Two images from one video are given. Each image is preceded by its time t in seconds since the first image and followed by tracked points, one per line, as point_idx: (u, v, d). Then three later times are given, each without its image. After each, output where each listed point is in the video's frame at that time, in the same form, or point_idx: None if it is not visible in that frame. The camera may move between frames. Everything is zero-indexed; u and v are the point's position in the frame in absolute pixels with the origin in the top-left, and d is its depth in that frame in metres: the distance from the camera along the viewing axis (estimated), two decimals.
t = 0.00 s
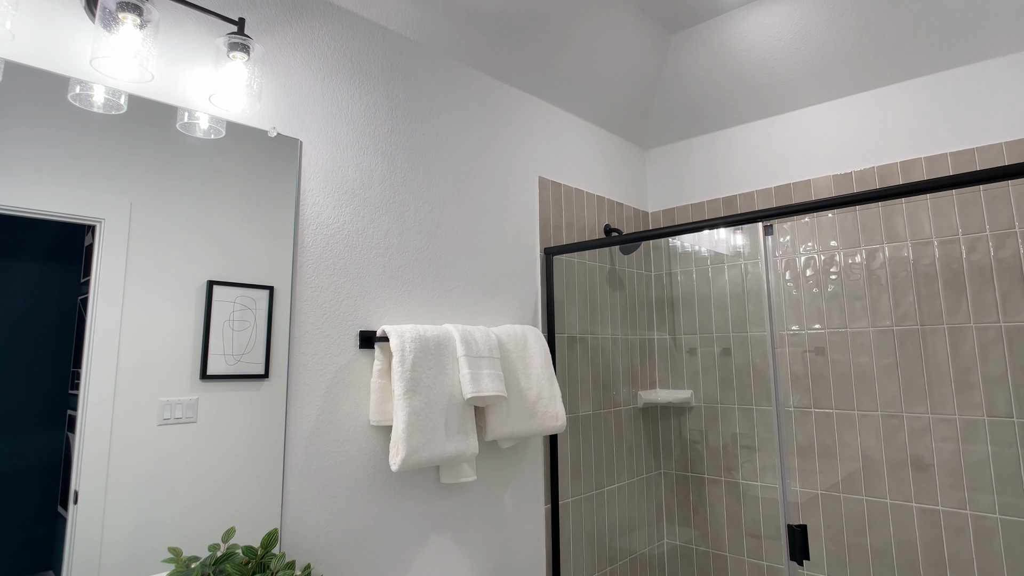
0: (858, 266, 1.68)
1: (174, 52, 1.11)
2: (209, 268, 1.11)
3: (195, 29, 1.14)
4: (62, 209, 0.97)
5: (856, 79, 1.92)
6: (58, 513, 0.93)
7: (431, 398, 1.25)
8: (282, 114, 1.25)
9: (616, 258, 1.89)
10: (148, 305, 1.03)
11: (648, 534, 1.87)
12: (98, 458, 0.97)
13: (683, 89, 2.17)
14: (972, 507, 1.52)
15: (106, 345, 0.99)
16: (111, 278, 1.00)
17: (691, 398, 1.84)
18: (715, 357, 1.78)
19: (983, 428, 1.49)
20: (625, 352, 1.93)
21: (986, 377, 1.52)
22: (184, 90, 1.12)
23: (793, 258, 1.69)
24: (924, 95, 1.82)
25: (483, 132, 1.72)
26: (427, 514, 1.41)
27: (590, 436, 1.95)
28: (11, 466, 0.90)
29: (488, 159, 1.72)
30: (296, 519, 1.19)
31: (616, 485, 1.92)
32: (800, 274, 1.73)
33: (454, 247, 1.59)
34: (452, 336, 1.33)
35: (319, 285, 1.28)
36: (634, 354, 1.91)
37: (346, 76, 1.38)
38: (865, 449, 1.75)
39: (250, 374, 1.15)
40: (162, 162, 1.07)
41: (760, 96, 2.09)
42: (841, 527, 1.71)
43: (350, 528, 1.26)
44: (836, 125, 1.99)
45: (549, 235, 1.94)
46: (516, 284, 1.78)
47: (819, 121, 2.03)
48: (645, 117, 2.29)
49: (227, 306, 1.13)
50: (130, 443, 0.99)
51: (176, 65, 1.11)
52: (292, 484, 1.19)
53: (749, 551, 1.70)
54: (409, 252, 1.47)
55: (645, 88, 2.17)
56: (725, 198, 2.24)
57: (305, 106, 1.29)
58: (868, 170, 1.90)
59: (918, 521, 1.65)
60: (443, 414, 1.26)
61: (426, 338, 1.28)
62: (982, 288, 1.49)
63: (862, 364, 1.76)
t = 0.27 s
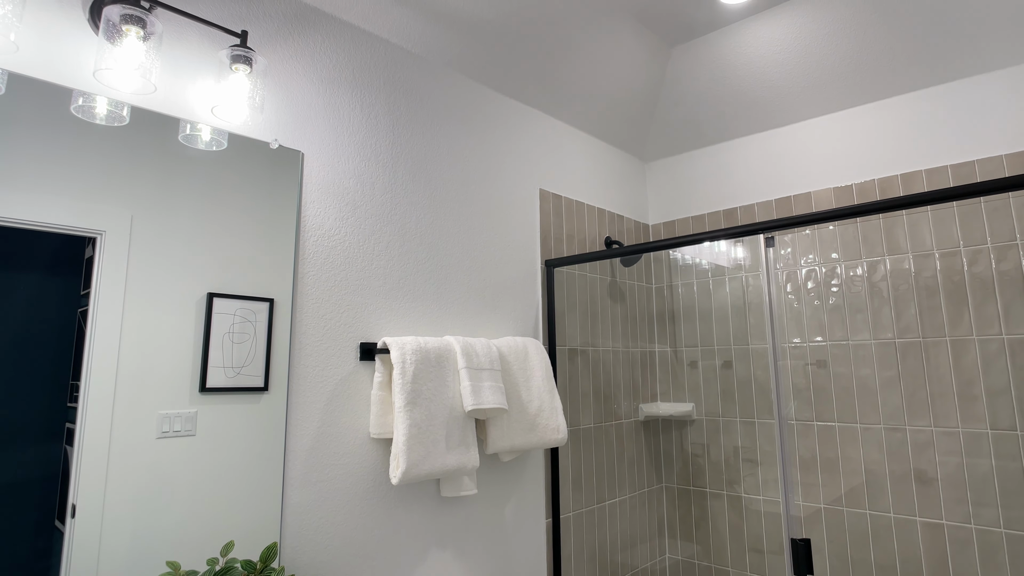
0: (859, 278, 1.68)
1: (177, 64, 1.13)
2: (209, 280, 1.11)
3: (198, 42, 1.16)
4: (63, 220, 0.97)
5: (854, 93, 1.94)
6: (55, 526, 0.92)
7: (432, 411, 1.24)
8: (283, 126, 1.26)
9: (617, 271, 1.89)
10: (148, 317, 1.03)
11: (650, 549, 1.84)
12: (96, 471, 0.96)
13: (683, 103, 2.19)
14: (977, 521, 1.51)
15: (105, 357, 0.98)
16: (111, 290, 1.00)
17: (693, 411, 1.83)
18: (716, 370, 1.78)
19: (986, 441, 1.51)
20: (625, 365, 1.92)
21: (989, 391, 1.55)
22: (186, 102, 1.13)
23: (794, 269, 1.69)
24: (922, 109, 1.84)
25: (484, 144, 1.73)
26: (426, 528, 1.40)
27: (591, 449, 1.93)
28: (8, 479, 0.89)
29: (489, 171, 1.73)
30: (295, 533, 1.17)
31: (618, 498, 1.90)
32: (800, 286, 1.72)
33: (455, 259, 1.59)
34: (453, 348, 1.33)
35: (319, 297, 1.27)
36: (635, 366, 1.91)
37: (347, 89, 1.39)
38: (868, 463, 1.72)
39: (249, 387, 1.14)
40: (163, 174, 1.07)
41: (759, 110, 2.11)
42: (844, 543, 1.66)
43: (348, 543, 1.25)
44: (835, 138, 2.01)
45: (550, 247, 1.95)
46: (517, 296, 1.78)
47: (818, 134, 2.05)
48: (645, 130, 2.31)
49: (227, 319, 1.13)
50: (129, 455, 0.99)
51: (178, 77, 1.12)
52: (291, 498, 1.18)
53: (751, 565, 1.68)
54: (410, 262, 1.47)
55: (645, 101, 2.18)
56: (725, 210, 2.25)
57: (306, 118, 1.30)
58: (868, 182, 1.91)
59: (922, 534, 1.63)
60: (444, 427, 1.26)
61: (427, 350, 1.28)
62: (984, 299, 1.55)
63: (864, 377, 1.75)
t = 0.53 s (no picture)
0: (859, 283, 1.68)
1: (178, 70, 1.13)
2: (209, 286, 1.11)
3: (199, 47, 1.16)
4: (64, 227, 0.97)
5: (853, 100, 1.95)
6: (53, 534, 0.92)
7: (432, 417, 1.24)
8: (285, 132, 1.27)
9: (617, 277, 1.87)
10: (148, 323, 1.03)
11: (650, 557, 1.86)
12: (95, 479, 0.95)
13: (682, 110, 2.20)
14: (979, 528, 1.51)
15: (104, 364, 0.98)
16: (111, 297, 1.00)
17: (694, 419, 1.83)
18: (717, 377, 1.78)
19: (989, 449, 1.50)
20: (626, 372, 1.91)
21: (991, 399, 1.53)
22: (187, 108, 1.14)
23: (796, 278, 1.70)
24: (921, 116, 1.85)
25: (484, 151, 1.73)
26: (426, 535, 1.39)
27: (592, 456, 1.92)
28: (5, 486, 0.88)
29: (489, 178, 1.73)
30: (294, 540, 1.17)
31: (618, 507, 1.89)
32: (803, 292, 1.72)
33: (456, 265, 1.59)
34: (454, 354, 1.33)
35: (319, 302, 1.27)
36: (636, 373, 1.90)
37: (348, 95, 1.40)
38: (870, 469, 1.72)
39: (249, 394, 1.14)
40: (163, 182, 1.08)
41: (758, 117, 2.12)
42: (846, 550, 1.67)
43: (348, 550, 1.24)
44: (834, 146, 2.02)
45: (550, 253, 1.95)
46: (518, 302, 1.78)
47: (818, 141, 2.06)
48: (645, 137, 2.32)
49: (227, 325, 1.12)
50: (127, 464, 0.98)
51: (179, 82, 1.13)
52: (291, 505, 1.17)
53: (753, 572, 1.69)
54: (412, 268, 1.47)
55: (645, 108, 2.19)
56: (725, 217, 2.26)
57: (308, 124, 1.31)
58: (869, 189, 1.92)
59: (925, 541, 1.61)
60: (445, 433, 1.25)
61: (428, 357, 1.28)
62: (985, 307, 1.56)
63: (866, 384, 1.75)
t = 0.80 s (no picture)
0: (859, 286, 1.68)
1: (179, 69, 1.13)
2: (209, 287, 1.11)
3: (200, 45, 1.16)
4: (64, 227, 0.97)
5: (852, 102, 1.96)
6: (52, 535, 0.91)
7: (433, 416, 1.23)
8: (286, 131, 1.27)
9: (617, 278, 1.87)
10: (147, 324, 1.03)
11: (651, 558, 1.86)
12: (94, 480, 0.95)
13: (683, 111, 2.21)
14: (980, 529, 1.50)
15: (104, 364, 0.98)
16: (110, 297, 1.00)
17: (694, 420, 1.82)
18: (717, 380, 1.78)
19: (989, 449, 1.50)
20: (626, 372, 1.91)
21: (992, 398, 1.52)
22: (188, 107, 1.14)
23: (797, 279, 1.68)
24: (921, 117, 1.86)
25: (485, 151, 1.73)
26: (427, 535, 1.38)
27: (592, 457, 1.91)
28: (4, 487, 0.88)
29: (490, 178, 1.73)
30: (294, 539, 1.16)
31: (618, 507, 1.89)
32: (801, 292, 1.69)
33: (456, 265, 1.59)
34: (455, 354, 1.33)
35: (319, 301, 1.27)
36: (637, 374, 1.90)
37: (349, 94, 1.40)
38: (870, 469, 1.72)
39: (248, 395, 1.14)
40: (164, 182, 1.08)
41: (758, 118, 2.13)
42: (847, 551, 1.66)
43: (348, 550, 1.24)
44: (834, 147, 2.02)
45: (551, 254, 1.95)
46: (518, 302, 1.78)
47: (817, 143, 2.06)
48: (645, 138, 2.32)
49: (226, 326, 1.12)
50: (126, 464, 0.98)
51: (180, 81, 1.13)
52: (291, 505, 1.17)
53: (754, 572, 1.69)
54: (412, 267, 1.47)
55: (645, 109, 2.20)
56: (725, 218, 2.26)
57: (309, 123, 1.31)
58: (869, 189, 1.93)
59: (925, 541, 1.60)
60: (446, 432, 1.25)
61: (429, 356, 1.27)
62: (986, 307, 1.57)
63: (867, 385, 1.75)
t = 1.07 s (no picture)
0: (860, 283, 1.68)
1: (177, 60, 1.13)
2: (207, 283, 1.10)
3: (199, 37, 1.16)
4: (62, 221, 0.96)
5: (851, 98, 1.97)
6: (49, 531, 0.91)
7: (433, 410, 1.23)
8: (285, 124, 1.26)
9: (617, 274, 1.88)
10: (145, 319, 1.02)
11: (650, 555, 1.85)
12: (91, 476, 0.94)
13: (682, 107, 2.21)
14: (979, 524, 1.49)
15: (101, 360, 0.97)
16: (107, 293, 0.99)
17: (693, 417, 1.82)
18: (716, 378, 1.79)
19: (988, 444, 1.52)
20: (626, 368, 1.91)
21: (992, 392, 1.55)
22: (186, 98, 1.13)
23: (800, 275, 1.69)
24: (921, 113, 1.86)
25: (485, 146, 1.73)
26: (426, 531, 1.38)
27: (593, 453, 1.91)
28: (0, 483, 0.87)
29: (490, 173, 1.73)
30: (294, 534, 1.16)
31: (618, 504, 1.89)
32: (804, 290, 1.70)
33: (456, 260, 1.59)
34: (455, 348, 1.33)
35: (318, 295, 1.27)
36: (637, 370, 1.90)
37: (349, 87, 1.39)
38: (870, 467, 1.72)
39: (247, 392, 1.13)
40: (162, 176, 1.07)
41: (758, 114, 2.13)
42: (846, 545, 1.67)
43: (347, 545, 1.23)
44: (833, 144, 2.03)
45: (551, 249, 1.95)
46: (518, 297, 1.78)
47: (817, 139, 2.07)
48: (644, 134, 2.32)
49: (224, 322, 1.11)
50: (124, 461, 0.97)
51: (179, 72, 1.12)
52: (290, 500, 1.16)
53: (753, 569, 1.70)
54: (412, 261, 1.47)
55: (645, 105, 2.20)
56: (725, 214, 2.27)
57: (308, 116, 1.30)
58: (869, 186, 1.93)
59: (925, 538, 1.61)
60: (446, 426, 1.25)
61: (429, 350, 1.27)
62: (985, 302, 1.57)
63: (867, 381, 1.75)
